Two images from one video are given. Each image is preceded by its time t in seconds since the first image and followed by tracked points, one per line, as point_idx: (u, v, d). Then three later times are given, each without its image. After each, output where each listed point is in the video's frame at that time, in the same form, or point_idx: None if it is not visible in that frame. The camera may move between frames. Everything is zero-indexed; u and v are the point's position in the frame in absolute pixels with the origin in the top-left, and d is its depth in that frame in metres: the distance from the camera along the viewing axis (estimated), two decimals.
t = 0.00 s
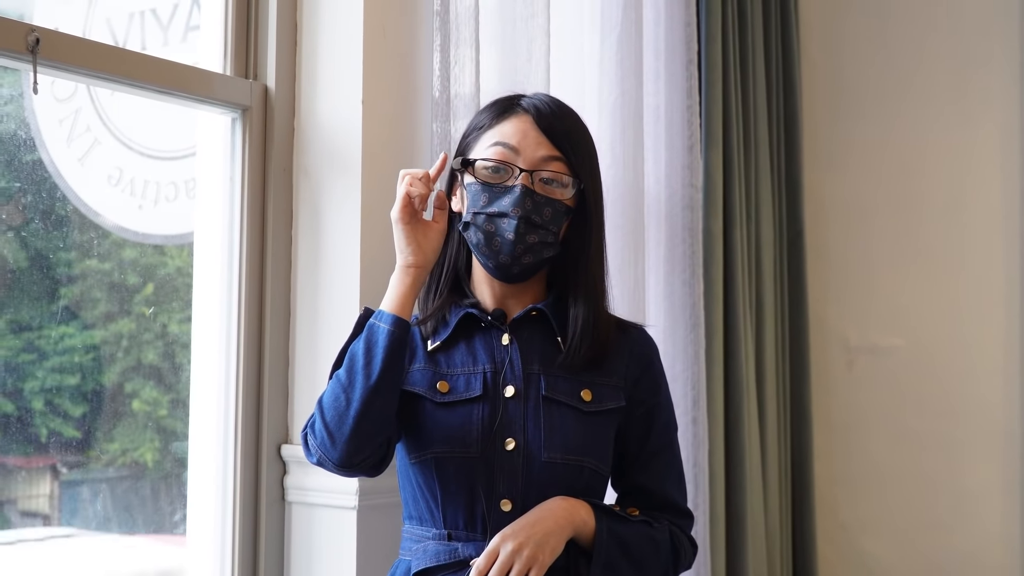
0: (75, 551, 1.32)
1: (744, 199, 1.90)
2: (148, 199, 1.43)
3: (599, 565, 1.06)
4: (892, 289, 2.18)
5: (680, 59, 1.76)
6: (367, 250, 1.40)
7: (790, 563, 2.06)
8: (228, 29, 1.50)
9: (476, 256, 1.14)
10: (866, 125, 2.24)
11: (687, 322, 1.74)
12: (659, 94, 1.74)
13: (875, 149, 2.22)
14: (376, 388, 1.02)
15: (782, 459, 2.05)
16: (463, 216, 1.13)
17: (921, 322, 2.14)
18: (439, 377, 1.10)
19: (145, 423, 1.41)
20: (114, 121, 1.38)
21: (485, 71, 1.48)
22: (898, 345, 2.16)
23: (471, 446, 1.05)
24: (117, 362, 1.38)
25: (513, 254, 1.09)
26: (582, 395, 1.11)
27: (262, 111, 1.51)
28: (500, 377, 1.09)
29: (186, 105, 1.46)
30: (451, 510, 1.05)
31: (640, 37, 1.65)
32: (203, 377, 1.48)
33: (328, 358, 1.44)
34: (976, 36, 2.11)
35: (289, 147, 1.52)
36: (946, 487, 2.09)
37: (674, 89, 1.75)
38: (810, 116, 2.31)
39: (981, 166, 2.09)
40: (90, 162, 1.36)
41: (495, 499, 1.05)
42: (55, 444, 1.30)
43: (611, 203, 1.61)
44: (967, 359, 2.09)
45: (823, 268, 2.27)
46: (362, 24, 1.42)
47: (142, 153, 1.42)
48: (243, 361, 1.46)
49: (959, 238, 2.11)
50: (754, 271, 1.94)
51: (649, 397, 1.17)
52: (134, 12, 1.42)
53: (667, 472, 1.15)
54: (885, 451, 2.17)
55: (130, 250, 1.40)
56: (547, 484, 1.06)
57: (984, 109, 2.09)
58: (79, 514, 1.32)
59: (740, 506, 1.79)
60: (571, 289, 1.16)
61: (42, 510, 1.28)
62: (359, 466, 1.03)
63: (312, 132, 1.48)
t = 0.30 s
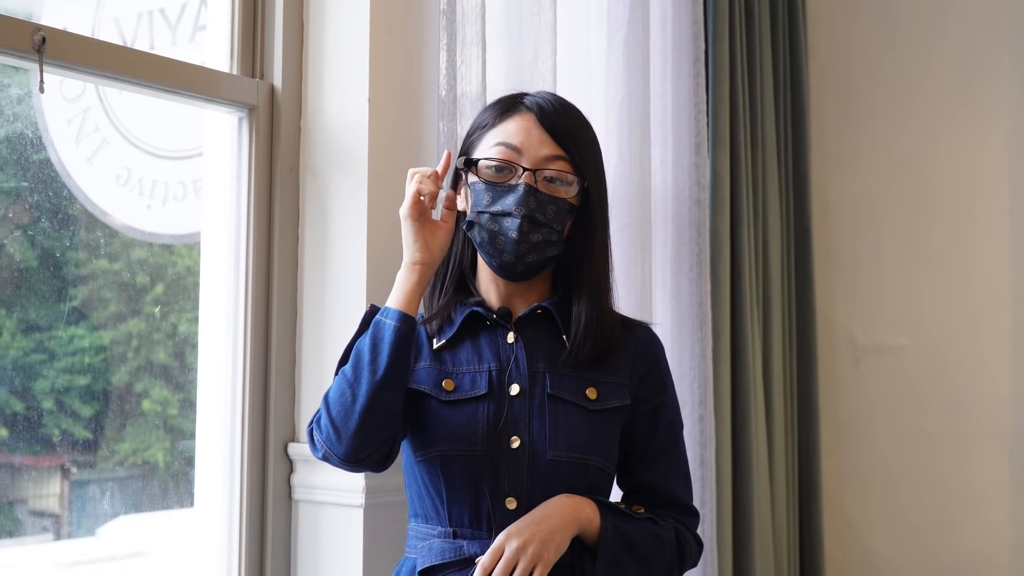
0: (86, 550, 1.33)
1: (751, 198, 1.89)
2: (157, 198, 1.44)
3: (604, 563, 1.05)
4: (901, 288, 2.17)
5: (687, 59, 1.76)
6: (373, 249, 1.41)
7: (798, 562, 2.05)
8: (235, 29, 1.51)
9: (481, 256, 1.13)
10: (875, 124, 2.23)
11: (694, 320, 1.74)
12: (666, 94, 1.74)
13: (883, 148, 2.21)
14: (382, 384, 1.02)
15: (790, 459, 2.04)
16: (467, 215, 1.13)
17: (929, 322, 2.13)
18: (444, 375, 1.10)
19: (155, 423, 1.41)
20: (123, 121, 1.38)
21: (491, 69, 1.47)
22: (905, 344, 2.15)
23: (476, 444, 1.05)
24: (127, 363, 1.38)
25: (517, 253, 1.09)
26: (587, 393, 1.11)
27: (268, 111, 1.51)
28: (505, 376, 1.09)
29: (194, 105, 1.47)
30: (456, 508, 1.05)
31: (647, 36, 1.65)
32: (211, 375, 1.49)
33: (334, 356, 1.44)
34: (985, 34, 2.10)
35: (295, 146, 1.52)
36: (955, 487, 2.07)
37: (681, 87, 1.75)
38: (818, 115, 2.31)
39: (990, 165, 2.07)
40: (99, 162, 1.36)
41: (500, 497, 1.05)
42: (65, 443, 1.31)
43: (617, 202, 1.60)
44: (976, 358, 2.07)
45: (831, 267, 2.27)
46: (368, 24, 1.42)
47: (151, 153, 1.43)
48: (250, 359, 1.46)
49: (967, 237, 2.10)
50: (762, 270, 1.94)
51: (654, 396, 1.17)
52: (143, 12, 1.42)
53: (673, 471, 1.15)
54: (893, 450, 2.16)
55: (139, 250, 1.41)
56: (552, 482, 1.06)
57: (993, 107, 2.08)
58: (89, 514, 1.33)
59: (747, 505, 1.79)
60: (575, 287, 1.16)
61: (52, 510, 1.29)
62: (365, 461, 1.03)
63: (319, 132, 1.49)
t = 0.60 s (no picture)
0: (93, 544, 1.33)
1: (755, 192, 1.88)
2: (161, 192, 1.44)
3: (605, 556, 1.05)
4: (906, 283, 2.16)
5: (692, 52, 1.75)
6: (376, 242, 1.41)
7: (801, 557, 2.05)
8: (238, 23, 1.51)
9: (484, 248, 1.13)
10: (881, 117, 2.22)
11: (698, 315, 1.73)
12: (670, 87, 1.73)
13: (889, 142, 2.20)
14: (388, 374, 1.02)
15: (794, 453, 2.04)
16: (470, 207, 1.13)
17: (934, 316, 2.12)
18: (447, 368, 1.09)
19: (161, 417, 1.42)
20: (127, 115, 1.38)
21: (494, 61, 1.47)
22: (909, 338, 2.15)
23: (479, 437, 1.05)
24: (132, 358, 1.39)
25: (519, 243, 1.08)
26: (590, 386, 1.10)
27: (271, 103, 1.51)
28: (509, 369, 1.09)
29: (198, 98, 1.47)
30: (458, 500, 1.05)
31: (651, 30, 1.64)
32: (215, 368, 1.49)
33: (337, 349, 1.44)
34: (992, 28, 2.08)
35: (299, 139, 1.52)
36: (959, 481, 2.07)
37: (685, 81, 1.74)
38: (823, 109, 2.30)
39: (997, 159, 2.06)
40: (103, 156, 1.36)
41: (503, 490, 1.04)
42: (71, 437, 1.31)
43: (621, 196, 1.60)
44: (981, 354, 2.06)
45: (836, 261, 2.26)
46: (371, 16, 1.42)
47: (156, 147, 1.43)
48: (254, 352, 1.47)
49: (973, 231, 2.09)
50: (766, 265, 1.93)
51: (658, 389, 1.17)
52: (147, 6, 1.42)
53: (676, 464, 1.15)
54: (897, 444, 2.15)
55: (144, 244, 1.41)
56: (555, 476, 1.06)
57: (999, 101, 2.07)
58: (95, 508, 1.34)
59: (750, 499, 1.79)
60: (578, 279, 1.16)
61: (58, 504, 1.29)
62: (370, 452, 1.03)
63: (322, 125, 1.49)
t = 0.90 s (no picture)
0: (95, 537, 1.34)
1: (756, 186, 1.88)
2: (161, 187, 1.44)
3: (605, 553, 1.05)
4: (906, 278, 2.16)
5: (693, 48, 1.75)
6: (376, 237, 1.40)
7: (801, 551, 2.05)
8: (238, 17, 1.51)
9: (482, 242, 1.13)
10: (882, 112, 2.21)
11: (698, 311, 1.73)
12: (671, 82, 1.73)
13: (891, 138, 2.19)
14: (385, 372, 1.02)
15: (794, 449, 2.03)
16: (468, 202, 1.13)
17: (934, 312, 2.12)
18: (446, 364, 1.09)
19: (163, 412, 1.42)
20: (128, 110, 1.38)
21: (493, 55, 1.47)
22: (910, 334, 2.14)
23: (478, 433, 1.05)
24: (134, 352, 1.39)
25: (514, 237, 1.08)
26: (591, 382, 1.10)
27: (271, 98, 1.51)
28: (509, 365, 1.09)
29: (198, 93, 1.47)
30: (458, 497, 1.05)
31: (652, 24, 1.63)
32: (216, 363, 1.49)
33: (337, 344, 1.44)
34: (995, 23, 2.07)
35: (299, 132, 1.52)
36: (960, 477, 2.06)
37: (686, 75, 1.74)
38: (825, 105, 2.29)
39: (998, 155, 2.06)
40: (104, 150, 1.36)
41: (502, 487, 1.04)
42: (73, 431, 1.31)
43: (621, 191, 1.60)
44: (982, 351, 2.06)
45: (836, 255, 2.26)
46: (372, 9, 1.42)
47: (158, 142, 1.43)
48: (254, 346, 1.47)
49: (974, 227, 2.08)
50: (767, 260, 1.93)
51: (658, 384, 1.17)
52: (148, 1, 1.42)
53: (676, 460, 1.15)
54: (897, 440, 2.15)
55: (146, 239, 1.41)
56: (555, 472, 1.05)
57: (1001, 96, 2.06)
58: (96, 502, 1.34)
59: (750, 495, 1.78)
60: (578, 274, 1.15)
61: (59, 499, 1.29)
62: (368, 451, 1.03)
63: (322, 120, 1.48)
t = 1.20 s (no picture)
0: (96, 535, 1.34)
1: (756, 185, 1.88)
2: (162, 185, 1.44)
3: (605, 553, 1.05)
4: (907, 277, 2.15)
5: (692, 46, 1.74)
6: (376, 236, 1.40)
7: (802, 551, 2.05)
8: (237, 15, 1.51)
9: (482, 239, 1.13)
10: (882, 111, 2.20)
11: (699, 309, 1.72)
12: (671, 82, 1.73)
13: (892, 138, 2.19)
14: (383, 380, 1.02)
15: (795, 448, 2.03)
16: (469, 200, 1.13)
17: (935, 311, 2.11)
18: (447, 363, 1.09)
19: (165, 410, 1.43)
20: (129, 108, 1.38)
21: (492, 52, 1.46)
22: (910, 333, 2.14)
23: (478, 432, 1.05)
24: (136, 350, 1.39)
25: (513, 235, 1.07)
26: (591, 381, 1.10)
27: (271, 96, 1.51)
28: (509, 364, 1.09)
29: (199, 91, 1.47)
30: (458, 497, 1.05)
31: (651, 23, 1.63)
32: (217, 362, 1.49)
33: (336, 342, 1.44)
34: (996, 22, 2.07)
35: (298, 131, 1.52)
36: (961, 477, 2.06)
37: (686, 74, 1.74)
38: (825, 104, 2.29)
39: (999, 153, 2.05)
40: (104, 148, 1.36)
41: (502, 486, 1.04)
42: (74, 429, 1.31)
43: (621, 190, 1.60)
44: (983, 350, 2.05)
45: (837, 254, 2.25)
46: (371, 8, 1.42)
47: (158, 140, 1.43)
48: (253, 345, 1.47)
49: (976, 226, 2.07)
50: (767, 259, 1.93)
51: (658, 384, 1.16)
52: None
53: (676, 459, 1.14)
54: (898, 439, 2.14)
55: (147, 237, 1.41)
56: (554, 472, 1.05)
57: (1002, 95, 2.05)
58: (98, 500, 1.34)
59: (750, 493, 1.78)
60: (578, 273, 1.15)
61: (60, 497, 1.30)
62: (367, 459, 1.03)
63: (321, 118, 1.48)
